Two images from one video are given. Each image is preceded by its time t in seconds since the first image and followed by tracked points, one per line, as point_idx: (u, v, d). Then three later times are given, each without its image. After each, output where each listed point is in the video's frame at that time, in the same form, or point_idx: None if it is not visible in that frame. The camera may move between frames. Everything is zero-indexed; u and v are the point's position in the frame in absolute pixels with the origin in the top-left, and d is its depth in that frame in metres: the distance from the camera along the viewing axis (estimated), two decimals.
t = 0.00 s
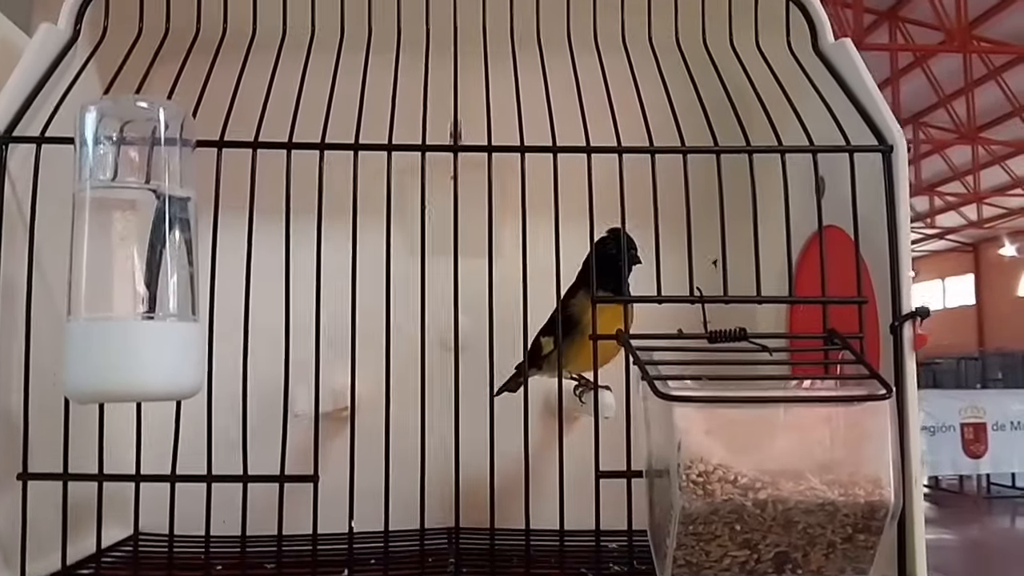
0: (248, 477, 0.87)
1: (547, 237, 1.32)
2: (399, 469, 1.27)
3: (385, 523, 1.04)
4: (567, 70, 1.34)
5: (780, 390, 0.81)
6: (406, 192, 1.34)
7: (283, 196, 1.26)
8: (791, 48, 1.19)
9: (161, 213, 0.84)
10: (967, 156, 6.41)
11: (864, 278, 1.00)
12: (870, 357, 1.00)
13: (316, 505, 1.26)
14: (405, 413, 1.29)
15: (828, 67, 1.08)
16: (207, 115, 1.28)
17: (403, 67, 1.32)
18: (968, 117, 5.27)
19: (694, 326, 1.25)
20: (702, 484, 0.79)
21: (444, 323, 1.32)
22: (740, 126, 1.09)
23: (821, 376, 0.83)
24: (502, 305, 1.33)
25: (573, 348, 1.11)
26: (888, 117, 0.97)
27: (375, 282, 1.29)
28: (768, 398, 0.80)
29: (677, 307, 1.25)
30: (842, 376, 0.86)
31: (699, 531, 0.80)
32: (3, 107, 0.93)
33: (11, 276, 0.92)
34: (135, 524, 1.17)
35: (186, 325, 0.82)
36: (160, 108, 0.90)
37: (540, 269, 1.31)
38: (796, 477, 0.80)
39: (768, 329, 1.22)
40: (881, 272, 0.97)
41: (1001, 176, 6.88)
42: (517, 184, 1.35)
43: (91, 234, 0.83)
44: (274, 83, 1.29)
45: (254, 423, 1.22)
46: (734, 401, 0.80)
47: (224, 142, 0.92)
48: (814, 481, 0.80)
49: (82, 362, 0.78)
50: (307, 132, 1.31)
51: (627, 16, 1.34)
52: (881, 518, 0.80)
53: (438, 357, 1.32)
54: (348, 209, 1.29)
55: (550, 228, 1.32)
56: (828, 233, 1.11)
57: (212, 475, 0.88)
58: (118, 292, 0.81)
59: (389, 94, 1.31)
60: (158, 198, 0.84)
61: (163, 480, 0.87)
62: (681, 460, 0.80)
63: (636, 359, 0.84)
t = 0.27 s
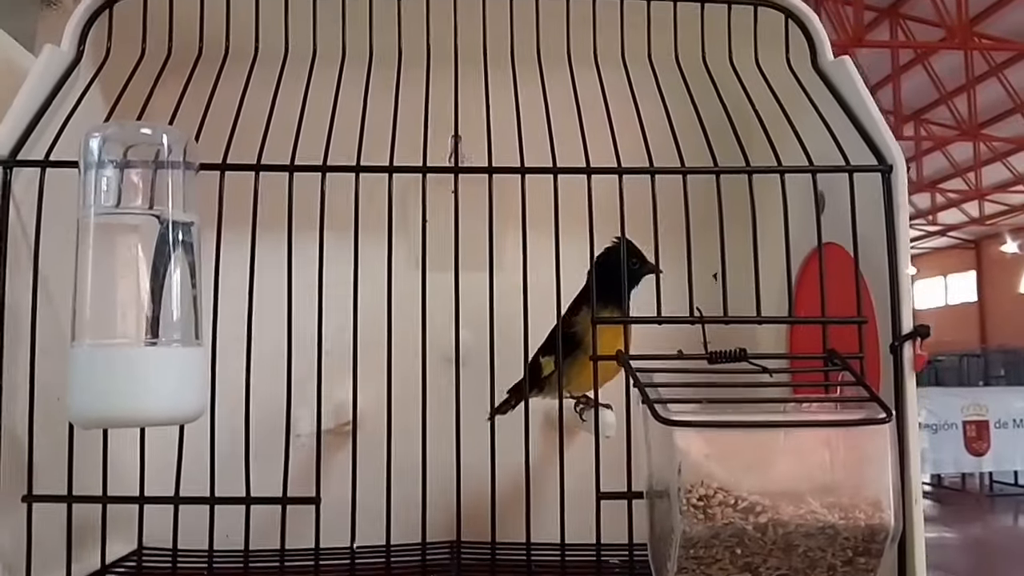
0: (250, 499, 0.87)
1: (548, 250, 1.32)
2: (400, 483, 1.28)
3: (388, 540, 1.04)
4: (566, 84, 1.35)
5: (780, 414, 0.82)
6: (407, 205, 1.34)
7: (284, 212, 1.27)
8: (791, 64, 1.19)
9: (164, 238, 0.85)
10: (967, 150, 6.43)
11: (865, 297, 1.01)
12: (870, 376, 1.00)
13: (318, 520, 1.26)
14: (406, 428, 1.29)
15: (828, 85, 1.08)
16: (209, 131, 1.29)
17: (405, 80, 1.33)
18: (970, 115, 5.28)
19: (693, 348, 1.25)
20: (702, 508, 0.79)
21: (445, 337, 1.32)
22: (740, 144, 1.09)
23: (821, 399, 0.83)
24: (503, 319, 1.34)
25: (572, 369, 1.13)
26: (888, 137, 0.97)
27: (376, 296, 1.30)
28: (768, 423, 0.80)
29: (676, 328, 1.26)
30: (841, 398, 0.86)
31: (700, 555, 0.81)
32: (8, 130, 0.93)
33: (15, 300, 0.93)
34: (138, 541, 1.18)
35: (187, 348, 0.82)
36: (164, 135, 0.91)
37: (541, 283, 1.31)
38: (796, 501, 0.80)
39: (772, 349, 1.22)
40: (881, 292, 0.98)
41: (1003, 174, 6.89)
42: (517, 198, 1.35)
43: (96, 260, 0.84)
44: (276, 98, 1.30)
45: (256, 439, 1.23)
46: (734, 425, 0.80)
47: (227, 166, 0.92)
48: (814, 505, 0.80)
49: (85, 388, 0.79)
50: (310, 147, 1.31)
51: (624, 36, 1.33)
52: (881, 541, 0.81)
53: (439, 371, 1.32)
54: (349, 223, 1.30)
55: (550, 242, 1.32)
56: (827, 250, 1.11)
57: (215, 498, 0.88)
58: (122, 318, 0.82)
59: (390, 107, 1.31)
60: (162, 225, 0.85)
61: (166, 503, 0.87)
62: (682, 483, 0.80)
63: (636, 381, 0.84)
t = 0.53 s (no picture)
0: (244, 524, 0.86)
1: (543, 261, 1.31)
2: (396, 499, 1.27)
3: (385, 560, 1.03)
4: (561, 95, 1.33)
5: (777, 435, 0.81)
6: (402, 218, 1.33)
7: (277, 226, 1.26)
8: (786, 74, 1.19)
9: (155, 262, 0.84)
10: (968, 150, 6.44)
11: (862, 312, 1.00)
12: (868, 392, 0.99)
13: (313, 538, 1.25)
14: (402, 443, 1.28)
15: (823, 96, 1.07)
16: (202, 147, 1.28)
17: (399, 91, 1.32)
18: (970, 111, 5.28)
19: (691, 364, 1.25)
20: (699, 531, 0.79)
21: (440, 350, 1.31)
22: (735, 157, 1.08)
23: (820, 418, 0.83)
24: (498, 331, 1.33)
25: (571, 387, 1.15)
26: (885, 151, 0.96)
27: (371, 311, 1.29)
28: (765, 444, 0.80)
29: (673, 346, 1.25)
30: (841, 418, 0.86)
31: None
32: None
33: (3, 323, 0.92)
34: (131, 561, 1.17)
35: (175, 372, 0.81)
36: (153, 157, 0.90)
37: (537, 295, 1.31)
38: (794, 523, 0.79)
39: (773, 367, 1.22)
40: (878, 307, 0.97)
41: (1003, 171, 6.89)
42: (511, 210, 1.34)
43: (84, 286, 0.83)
44: (270, 111, 1.29)
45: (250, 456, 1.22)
46: (731, 446, 0.80)
47: (217, 187, 0.92)
48: (812, 526, 0.80)
49: (74, 416, 0.78)
50: (301, 162, 1.31)
51: (620, 56, 1.28)
52: (879, 561, 0.80)
53: (434, 385, 1.31)
54: (343, 236, 1.29)
55: (546, 254, 1.31)
56: (823, 264, 1.10)
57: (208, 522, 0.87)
58: (114, 343, 0.82)
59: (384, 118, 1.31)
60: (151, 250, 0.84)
61: (159, 527, 0.86)
62: (678, 506, 0.79)
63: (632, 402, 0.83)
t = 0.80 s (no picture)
0: (230, 541, 0.86)
1: (534, 271, 1.31)
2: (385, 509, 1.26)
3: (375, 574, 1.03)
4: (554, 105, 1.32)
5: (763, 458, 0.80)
6: (393, 227, 1.33)
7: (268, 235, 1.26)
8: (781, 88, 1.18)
9: (146, 280, 0.83)
10: (975, 148, 6.42)
11: (854, 330, 1.00)
12: (858, 412, 0.99)
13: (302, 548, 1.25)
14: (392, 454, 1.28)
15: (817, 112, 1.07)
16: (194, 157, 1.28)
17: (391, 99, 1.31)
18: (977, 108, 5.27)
19: (681, 382, 1.24)
20: (686, 553, 0.79)
21: (431, 360, 1.31)
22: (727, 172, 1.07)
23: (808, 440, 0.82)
24: (489, 342, 1.32)
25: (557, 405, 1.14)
26: (878, 170, 0.96)
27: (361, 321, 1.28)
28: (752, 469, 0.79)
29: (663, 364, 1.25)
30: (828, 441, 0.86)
31: None
32: None
33: None
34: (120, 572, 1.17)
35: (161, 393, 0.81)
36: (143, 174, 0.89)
37: (527, 306, 1.30)
38: (780, 547, 0.80)
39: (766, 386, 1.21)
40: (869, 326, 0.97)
41: (1009, 169, 6.87)
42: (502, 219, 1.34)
43: (73, 303, 0.84)
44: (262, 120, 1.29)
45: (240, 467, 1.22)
46: (718, 469, 0.79)
47: (208, 202, 0.91)
48: (798, 549, 0.80)
49: (64, 435, 0.77)
50: (295, 173, 1.31)
51: (614, 65, 1.28)
52: None
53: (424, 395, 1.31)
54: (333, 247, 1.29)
55: (537, 264, 1.31)
56: (815, 279, 1.10)
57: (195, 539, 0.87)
58: (103, 369, 0.82)
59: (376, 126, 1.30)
60: (141, 268, 0.83)
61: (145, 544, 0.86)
62: (664, 527, 0.80)
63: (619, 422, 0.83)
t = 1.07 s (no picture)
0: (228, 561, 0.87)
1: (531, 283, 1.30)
2: (378, 528, 1.22)
3: None
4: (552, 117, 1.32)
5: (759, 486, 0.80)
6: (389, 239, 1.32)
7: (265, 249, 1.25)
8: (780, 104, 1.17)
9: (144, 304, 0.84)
10: (990, 145, 6.40)
11: (852, 351, 0.99)
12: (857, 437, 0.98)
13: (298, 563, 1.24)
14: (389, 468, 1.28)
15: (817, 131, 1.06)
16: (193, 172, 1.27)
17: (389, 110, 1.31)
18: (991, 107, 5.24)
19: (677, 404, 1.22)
20: None
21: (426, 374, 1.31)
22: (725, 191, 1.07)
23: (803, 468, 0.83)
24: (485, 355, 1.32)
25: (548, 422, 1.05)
26: (877, 191, 0.95)
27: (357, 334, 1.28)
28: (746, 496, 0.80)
29: (659, 386, 1.24)
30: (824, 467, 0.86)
31: None
32: None
33: None
34: None
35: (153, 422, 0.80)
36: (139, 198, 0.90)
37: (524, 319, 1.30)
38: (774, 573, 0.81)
39: (766, 407, 1.21)
40: (867, 348, 0.96)
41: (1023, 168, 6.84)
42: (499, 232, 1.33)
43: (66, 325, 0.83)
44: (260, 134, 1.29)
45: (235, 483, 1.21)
46: (713, 496, 0.79)
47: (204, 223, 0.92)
48: None
49: (63, 458, 0.77)
50: (294, 190, 1.29)
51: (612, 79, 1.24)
52: None
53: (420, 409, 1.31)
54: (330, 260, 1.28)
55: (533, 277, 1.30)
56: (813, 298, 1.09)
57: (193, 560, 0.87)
58: (101, 384, 0.81)
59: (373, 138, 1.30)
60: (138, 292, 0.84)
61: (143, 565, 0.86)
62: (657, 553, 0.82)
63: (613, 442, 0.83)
